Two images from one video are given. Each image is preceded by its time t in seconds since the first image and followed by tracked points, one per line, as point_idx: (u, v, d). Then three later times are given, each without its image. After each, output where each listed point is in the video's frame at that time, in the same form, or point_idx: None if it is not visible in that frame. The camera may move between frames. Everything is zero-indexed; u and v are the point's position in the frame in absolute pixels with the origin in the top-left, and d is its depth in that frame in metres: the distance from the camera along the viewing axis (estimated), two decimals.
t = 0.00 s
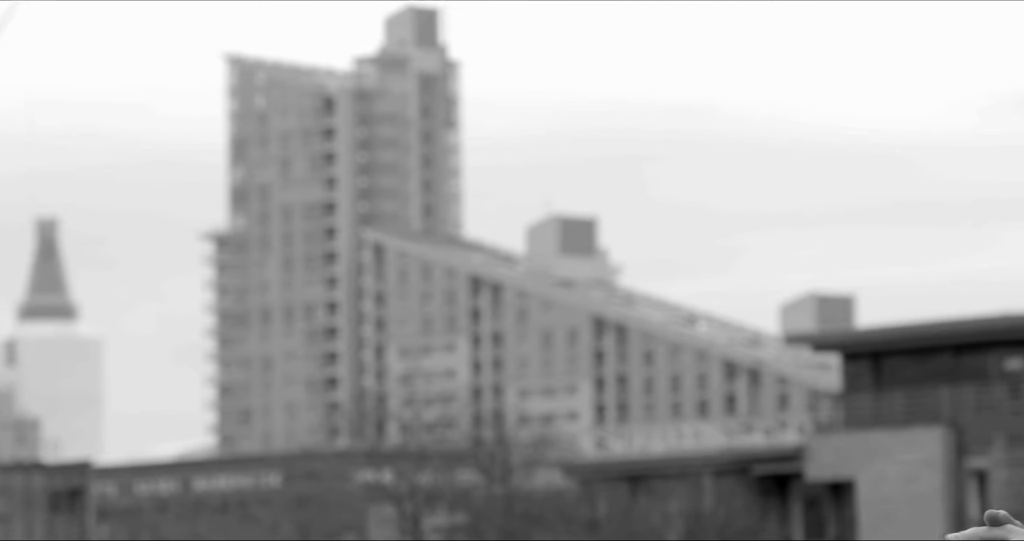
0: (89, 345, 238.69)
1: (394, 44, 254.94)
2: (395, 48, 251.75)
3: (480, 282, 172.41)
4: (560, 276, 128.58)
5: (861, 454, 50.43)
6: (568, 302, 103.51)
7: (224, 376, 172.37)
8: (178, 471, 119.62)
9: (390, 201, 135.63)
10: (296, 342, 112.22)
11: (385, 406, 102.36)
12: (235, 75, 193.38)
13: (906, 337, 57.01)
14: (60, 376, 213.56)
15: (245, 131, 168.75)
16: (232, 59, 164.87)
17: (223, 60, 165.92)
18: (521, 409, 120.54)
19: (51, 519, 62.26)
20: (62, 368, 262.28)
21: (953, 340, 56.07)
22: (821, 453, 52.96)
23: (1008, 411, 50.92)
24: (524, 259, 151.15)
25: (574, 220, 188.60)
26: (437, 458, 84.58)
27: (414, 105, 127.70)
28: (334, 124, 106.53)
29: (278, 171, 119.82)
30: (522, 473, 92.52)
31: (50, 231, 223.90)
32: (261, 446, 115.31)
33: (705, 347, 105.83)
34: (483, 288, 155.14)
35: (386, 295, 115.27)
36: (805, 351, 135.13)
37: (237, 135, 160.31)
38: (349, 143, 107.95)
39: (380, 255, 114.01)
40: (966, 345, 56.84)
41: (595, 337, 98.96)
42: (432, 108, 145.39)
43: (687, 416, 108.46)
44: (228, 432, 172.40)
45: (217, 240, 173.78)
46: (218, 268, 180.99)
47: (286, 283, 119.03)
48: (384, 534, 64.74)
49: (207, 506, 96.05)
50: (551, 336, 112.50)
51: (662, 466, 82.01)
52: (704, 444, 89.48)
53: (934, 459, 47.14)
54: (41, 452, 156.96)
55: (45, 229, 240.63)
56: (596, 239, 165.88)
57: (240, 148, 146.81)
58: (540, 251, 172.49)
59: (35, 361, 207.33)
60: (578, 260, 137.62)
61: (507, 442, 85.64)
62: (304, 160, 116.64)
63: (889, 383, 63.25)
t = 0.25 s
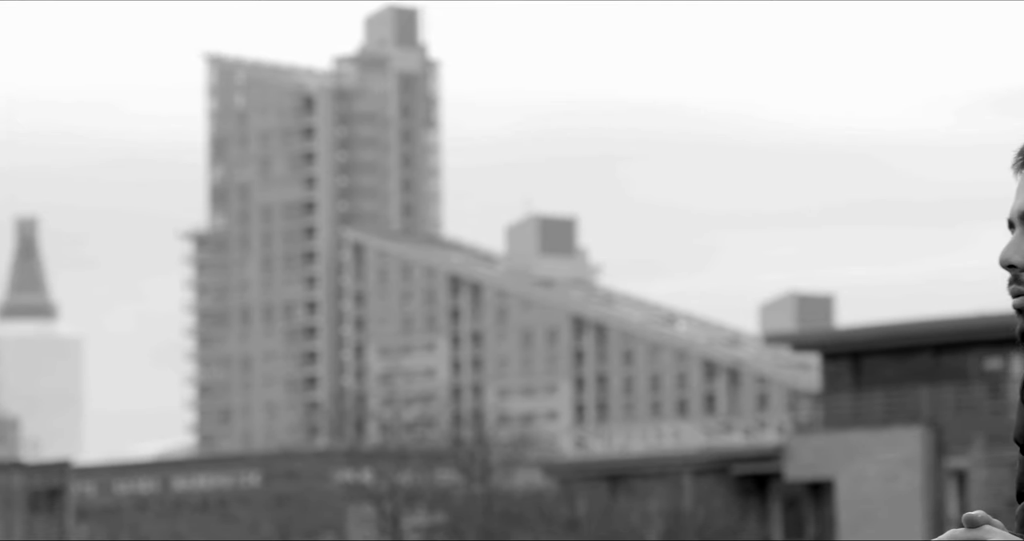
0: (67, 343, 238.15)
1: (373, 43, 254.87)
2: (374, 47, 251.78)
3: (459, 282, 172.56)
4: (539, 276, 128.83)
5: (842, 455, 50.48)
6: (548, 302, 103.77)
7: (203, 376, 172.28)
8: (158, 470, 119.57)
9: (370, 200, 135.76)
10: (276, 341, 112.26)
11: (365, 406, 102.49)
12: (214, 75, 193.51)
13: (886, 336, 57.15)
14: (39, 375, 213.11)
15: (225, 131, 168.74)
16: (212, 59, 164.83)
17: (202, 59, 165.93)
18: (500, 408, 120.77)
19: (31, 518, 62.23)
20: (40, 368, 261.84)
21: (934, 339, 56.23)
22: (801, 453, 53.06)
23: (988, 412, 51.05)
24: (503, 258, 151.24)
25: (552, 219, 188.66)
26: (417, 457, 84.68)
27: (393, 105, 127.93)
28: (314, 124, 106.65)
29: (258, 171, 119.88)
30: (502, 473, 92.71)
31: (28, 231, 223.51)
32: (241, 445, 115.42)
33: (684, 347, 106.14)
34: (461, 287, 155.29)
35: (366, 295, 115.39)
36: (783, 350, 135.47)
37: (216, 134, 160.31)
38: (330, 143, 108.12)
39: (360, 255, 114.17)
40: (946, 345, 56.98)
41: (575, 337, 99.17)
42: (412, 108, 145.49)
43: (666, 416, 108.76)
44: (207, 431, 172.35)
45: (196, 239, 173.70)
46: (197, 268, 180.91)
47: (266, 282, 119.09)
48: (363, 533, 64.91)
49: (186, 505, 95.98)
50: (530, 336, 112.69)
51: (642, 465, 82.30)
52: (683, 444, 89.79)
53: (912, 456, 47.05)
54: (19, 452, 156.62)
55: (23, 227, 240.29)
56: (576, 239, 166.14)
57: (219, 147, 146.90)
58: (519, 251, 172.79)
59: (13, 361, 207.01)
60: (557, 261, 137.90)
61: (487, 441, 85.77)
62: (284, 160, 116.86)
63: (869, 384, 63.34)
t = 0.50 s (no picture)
0: (50, 343, 237.30)
1: (355, 43, 254.54)
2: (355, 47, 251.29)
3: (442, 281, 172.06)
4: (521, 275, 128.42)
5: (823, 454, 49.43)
6: (529, 301, 103.34)
7: (186, 376, 171.62)
8: (140, 470, 118.95)
9: (351, 200, 135.27)
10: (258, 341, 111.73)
11: (346, 405, 101.89)
12: (195, 75, 193.18)
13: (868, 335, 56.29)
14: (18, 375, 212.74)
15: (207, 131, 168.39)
16: (194, 59, 164.48)
17: (184, 60, 165.51)
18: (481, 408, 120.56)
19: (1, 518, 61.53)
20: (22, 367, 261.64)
21: (915, 337, 55.41)
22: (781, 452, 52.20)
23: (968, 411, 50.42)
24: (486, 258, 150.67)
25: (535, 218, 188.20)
26: (397, 458, 84.16)
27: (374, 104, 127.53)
28: (295, 123, 106.29)
29: (238, 171, 119.56)
30: (482, 472, 92.22)
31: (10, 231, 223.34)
32: (221, 445, 114.86)
33: (665, 346, 105.96)
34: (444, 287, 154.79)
35: (347, 295, 114.83)
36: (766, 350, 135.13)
37: (198, 134, 159.89)
38: (310, 142, 107.65)
39: (342, 255, 113.67)
40: (928, 343, 56.17)
41: (556, 336, 98.60)
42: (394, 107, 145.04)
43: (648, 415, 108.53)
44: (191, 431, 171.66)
45: (179, 239, 173.22)
46: (179, 267, 180.55)
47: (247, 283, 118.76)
48: (339, 534, 64.27)
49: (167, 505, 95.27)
50: (512, 335, 112.38)
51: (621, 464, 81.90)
52: (664, 443, 89.39)
53: (889, 458, 45.79)
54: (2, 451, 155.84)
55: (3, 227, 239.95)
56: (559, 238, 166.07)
57: (201, 147, 146.34)
58: (501, 251, 172.77)
59: None
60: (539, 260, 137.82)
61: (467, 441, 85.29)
62: (264, 159, 116.51)
63: (850, 383, 62.54)
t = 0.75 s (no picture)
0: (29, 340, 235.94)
1: (334, 40, 253.96)
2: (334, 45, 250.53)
3: (424, 280, 171.58)
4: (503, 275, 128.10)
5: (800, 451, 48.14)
6: (513, 301, 103.17)
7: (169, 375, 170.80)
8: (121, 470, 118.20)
9: (335, 199, 134.78)
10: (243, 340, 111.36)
11: (330, 405, 101.45)
12: (174, 75, 192.57)
13: (846, 335, 56.01)
14: None
15: (189, 131, 167.76)
16: (176, 59, 163.96)
17: (167, 59, 165.05)
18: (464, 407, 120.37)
19: None
20: None
21: (893, 337, 55.13)
22: (759, 451, 51.79)
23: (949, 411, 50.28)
24: (472, 257, 150.26)
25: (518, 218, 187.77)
26: (378, 456, 83.60)
27: (355, 104, 127.09)
28: (276, 123, 105.93)
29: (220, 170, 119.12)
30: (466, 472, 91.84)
31: None
32: (203, 444, 114.10)
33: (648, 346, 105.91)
34: (428, 286, 154.27)
35: (332, 295, 114.54)
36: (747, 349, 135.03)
37: (181, 133, 159.26)
38: (291, 142, 107.17)
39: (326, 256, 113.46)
40: (906, 342, 55.89)
41: (540, 336, 98.35)
42: (376, 106, 144.52)
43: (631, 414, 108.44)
44: (173, 431, 170.76)
45: (160, 238, 172.52)
46: (158, 267, 179.76)
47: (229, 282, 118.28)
48: (314, 534, 63.46)
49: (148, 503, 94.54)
50: (496, 334, 112.23)
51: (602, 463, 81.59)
52: (645, 443, 89.04)
53: (869, 453, 44.28)
54: None
55: None
56: (544, 239, 166.03)
57: (183, 146, 145.48)
58: (485, 251, 172.68)
59: None
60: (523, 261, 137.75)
61: (449, 440, 84.93)
62: (245, 159, 115.78)
63: (827, 382, 62.22)
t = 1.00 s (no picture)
0: (15, 336, 234.14)
1: (318, 37, 253.73)
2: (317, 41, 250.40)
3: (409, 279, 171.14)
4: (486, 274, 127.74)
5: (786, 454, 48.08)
6: (498, 300, 103.01)
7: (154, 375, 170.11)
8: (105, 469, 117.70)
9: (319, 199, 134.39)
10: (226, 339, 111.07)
11: (314, 404, 101.15)
12: (159, 74, 192.31)
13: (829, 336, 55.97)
14: None
15: (173, 130, 167.49)
16: (161, 57, 163.64)
17: (151, 58, 164.76)
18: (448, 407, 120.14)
19: None
20: None
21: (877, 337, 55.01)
22: (745, 450, 51.48)
23: (934, 410, 50.13)
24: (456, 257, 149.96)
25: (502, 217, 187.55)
26: (363, 455, 83.23)
27: (339, 103, 126.76)
28: (260, 122, 105.67)
29: (203, 169, 118.80)
30: (450, 472, 91.48)
31: None
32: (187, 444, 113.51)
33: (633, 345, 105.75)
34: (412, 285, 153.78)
35: (316, 294, 114.26)
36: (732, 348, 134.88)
37: (165, 133, 158.94)
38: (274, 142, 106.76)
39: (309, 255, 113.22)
40: (890, 343, 55.81)
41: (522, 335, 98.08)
42: (358, 106, 144.25)
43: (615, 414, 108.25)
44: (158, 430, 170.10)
45: (145, 237, 172.10)
46: (143, 266, 179.42)
47: (214, 281, 117.95)
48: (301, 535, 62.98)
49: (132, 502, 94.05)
50: (480, 334, 112.05)
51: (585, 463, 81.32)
52: (630, 441, 88.67)
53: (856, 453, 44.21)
54: None
55: None
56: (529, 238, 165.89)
57: (167, 145, 145.01)
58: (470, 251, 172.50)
59: None
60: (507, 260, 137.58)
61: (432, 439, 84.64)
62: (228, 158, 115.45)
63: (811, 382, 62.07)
